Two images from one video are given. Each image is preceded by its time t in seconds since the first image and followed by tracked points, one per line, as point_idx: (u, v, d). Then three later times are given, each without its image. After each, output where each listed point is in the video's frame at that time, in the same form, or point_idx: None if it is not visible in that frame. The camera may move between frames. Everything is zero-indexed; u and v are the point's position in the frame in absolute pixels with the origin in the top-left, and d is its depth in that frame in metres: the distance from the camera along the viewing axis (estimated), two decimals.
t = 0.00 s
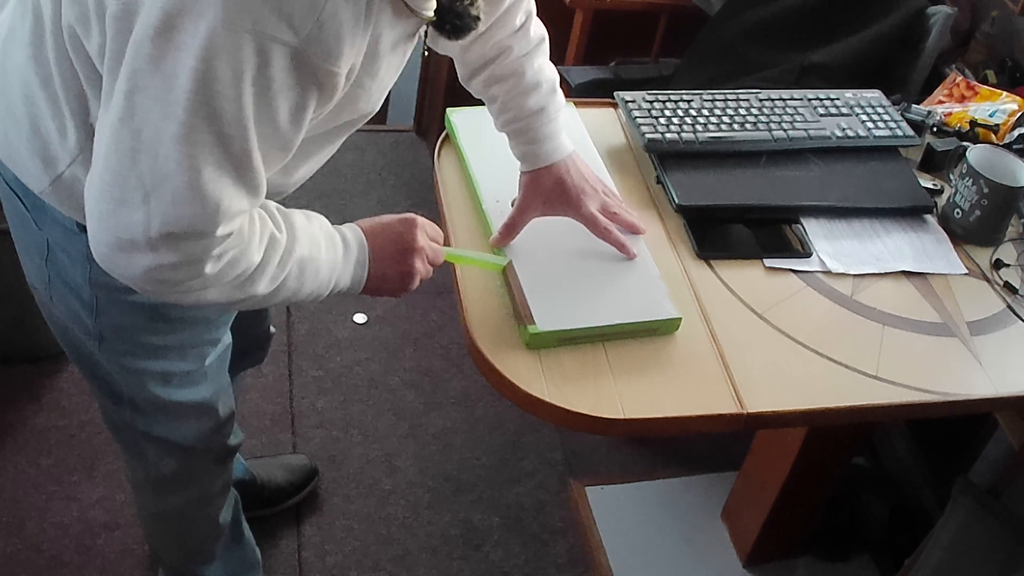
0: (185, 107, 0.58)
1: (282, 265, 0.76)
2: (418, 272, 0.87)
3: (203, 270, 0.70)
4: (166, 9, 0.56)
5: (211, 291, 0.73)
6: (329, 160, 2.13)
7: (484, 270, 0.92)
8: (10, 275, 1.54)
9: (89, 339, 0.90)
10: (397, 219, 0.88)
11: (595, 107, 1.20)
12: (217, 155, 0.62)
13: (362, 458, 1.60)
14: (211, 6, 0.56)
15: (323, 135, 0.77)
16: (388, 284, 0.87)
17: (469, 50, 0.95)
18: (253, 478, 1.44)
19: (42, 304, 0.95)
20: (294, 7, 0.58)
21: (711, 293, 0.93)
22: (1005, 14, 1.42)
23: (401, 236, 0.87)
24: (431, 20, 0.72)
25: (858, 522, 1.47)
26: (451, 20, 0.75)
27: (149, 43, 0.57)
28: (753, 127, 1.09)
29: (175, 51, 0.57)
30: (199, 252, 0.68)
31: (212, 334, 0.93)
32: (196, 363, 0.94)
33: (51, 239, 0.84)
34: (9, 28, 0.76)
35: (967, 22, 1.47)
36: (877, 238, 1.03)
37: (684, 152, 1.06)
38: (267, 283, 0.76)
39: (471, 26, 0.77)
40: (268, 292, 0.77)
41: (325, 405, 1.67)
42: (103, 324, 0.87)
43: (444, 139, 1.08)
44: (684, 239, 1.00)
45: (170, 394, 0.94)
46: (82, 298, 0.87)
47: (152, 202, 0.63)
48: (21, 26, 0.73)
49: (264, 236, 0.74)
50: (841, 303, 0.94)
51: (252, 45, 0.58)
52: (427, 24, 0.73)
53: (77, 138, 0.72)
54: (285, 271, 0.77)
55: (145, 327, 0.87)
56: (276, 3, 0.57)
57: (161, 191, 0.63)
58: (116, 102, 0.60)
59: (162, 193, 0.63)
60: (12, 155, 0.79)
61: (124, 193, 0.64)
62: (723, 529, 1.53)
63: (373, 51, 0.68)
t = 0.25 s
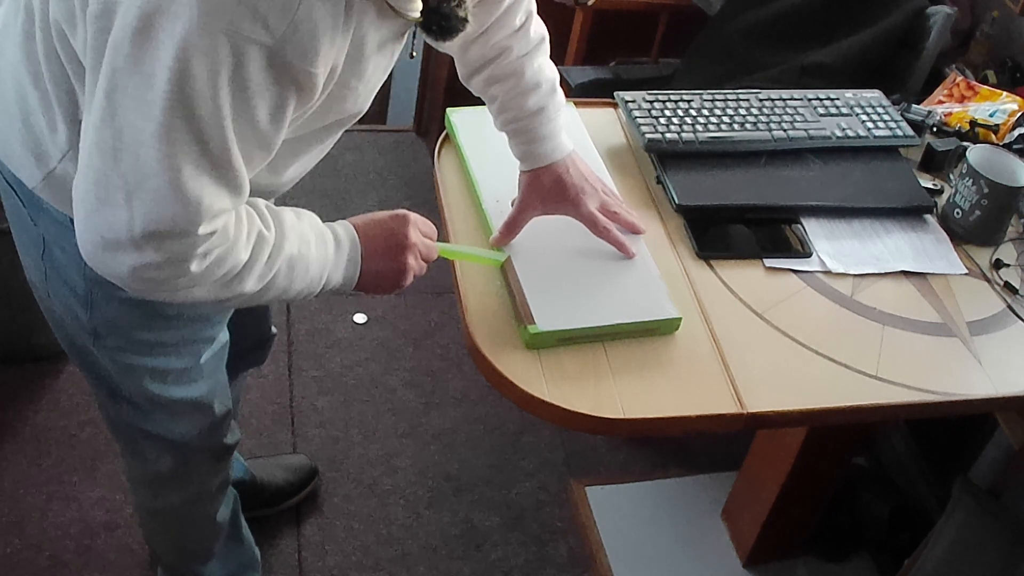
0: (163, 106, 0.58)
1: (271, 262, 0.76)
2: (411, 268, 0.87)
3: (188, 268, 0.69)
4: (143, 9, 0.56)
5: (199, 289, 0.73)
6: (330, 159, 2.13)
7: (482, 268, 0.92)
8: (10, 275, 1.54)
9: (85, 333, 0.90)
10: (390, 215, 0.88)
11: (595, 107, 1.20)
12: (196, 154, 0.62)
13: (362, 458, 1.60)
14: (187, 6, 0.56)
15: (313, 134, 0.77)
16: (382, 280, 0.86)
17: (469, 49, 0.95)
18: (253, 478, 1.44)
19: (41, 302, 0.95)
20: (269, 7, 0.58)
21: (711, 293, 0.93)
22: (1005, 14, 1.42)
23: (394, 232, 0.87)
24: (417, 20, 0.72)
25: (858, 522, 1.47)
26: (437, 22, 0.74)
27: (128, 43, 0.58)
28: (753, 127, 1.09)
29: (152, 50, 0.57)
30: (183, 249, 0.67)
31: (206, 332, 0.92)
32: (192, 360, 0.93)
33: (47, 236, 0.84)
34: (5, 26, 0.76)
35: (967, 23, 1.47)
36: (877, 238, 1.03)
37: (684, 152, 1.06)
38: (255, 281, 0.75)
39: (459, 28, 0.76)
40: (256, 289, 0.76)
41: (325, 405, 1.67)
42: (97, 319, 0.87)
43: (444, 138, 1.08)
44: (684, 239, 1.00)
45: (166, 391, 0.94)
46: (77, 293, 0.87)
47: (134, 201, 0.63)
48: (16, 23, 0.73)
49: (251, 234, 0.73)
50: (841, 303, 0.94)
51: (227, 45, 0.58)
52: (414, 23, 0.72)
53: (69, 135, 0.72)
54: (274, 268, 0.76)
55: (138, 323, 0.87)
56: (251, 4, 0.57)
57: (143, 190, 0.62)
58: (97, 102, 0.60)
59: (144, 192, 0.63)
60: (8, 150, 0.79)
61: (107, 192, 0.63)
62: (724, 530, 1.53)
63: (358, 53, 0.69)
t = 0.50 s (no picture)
0: (156, 101, 0.58)
1: (267, 256, 0.75)
2: (410, 261, 0.87)
3: (185, 263, 0.69)
4: (135, 3, 0.56)
5: (197, 284, 0.72)
6: (330, 160, 2.13)
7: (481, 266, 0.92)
8: (10, 275, 1.54)
9: (84, 334, 0.90)
10: (389, 208, 0.88)
11: (595, 107, 1.20)
12: (190, 149, 0.62)
13: (362, 458, 1.60)
14: None
15: (308, 131, 0.77)
16: (381, 275, 0.86)
17: (467, 47, 0.96)
18: (253, 478, 1.44)
19: (40, 302, 0.95)
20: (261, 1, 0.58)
21: (711, 293, 0.93)
22: (1005, 14, 1.42)
23: (393, 227, 0.87)
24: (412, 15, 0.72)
25: (858, 522, 1.47)
26: (430, 15, 0.75)
27: (121, 38, 0.58)
28: (753, 127, 1.09)
29: (145, 45, 0.57)
30: (179, 244, 0.67)
31: (206, 331, 0.92)
32: (192, 360, 0.94)
33: (46, 235, 0.84)
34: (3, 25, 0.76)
35: (967, 23, 1.47)
36: (877, 238, 1.03)
37: (684, 152, 1.06)
38: (252, 275, 0.75)
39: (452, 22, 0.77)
40: (254, 283, 0.76)
41: (325, 405, 1.67)
42: (97, 319, 0.87)
43: (444, 139, 1.08)
44: (684, 239, 1.00)
45: (167, 391, 0.94)
46: (77, 293, 0.87)
47: (128, 196, 0.63)
48: (13, 25, 0.73)
49: (247, 228, 0.73)
50: (841, 303, 0.94)
51: (221, 39, 0.58)
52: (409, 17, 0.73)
53: (65, 133, 0.72)
54: (271, 262, 0.76)
55: (139, 322, 0.87)
56: None
57: (138, 186, 0.62)
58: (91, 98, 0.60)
59: (139, 188, 0.62)
60: (6, 151, 0.79)
61: (103, 188, 0.63)
62: (724, 530, 1.53)
63: (352, 47, 0.69)
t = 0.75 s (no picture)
0: (153, 93, 0.58)
1: (263, 249, 0.76)
2: (403, 259, 0.87)
3: (181, 255, 0.69)
4: None
5: (192, 277, 0.72)
6: (330, 160, 2.13)
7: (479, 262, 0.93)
8: (10, 275, 1.54)
9: (85, 338, 0.90)
10: (385, 205, 0.87)
11: (595, 107, 1.20)
12: (188, 141, 0.62)
13: (362, 458, 1.60)
14: None
15: (305, 126, 0.77)
16: (374, 274, 0.86)
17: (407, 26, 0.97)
18: (253, 478, 1.44)
19: (40, 303, 0.95)
20: None
21: (711, 293, 0.93)
22: (1005, 14, 1.42)
23: (389, 223, 0.86)
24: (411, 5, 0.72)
25: (858, 521, 1.47)
26: (429, 6, 0.75)
27: (119, 30, 0.58)
28: (753, 127, 1.09)
29: (142, 37, 0.57)
30: (175, 237, 0.67)
31: (208, 332, 0.93)
32: (194, 362, 0.94)
33: (47, 237, 0.84)
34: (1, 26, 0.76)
35: (966, 23, 1.47)
36: (877, 238, 1.03)
37: (684, 152, 1.06)
38: (248, 269, 0.75)
39: (449, 12, 0.77)
40: (249, 277, 0.76)
41: (325, 405, 1.67)
42: (99, 322, 0.87)
43: (444, 138, 1.08)
44: (684, 239, 0.99)
45: (168, 394, 0.94)
46: (78, 297, 0.87)
47: (125, 188, 0.63)
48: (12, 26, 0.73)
49: (243, 221, 0.73)
50: (841, 303, 0.94)
51: (219, 31, 0.58)
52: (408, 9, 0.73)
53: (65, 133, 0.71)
54: (266, 256, 0.76)
55: (141, 324, 0.87)
56: None
57: (135, 178, 0.62)
58: (89, 91, 0.61)
59: (136, 180, 0.62)
60: (6, 154, 0.78)
61: (99, 180, 0.63)
62: (723, 530, 1.53)
63: (351, 39, 0.69)
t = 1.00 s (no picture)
0: (163, 75, 0.57)
1: (267, 243, 0.75)
2: (401, 259, 0.87)
3: (188, 245, 0.69)
4: None
5: (196, 268, 0.72)
6: (330, 160, 2.13)
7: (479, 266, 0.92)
8: (10, 275, 1.54)
9: (87, 343, 0.90)
10: (383, 204, 0.87)
11: (595, 107, 1.20)
12: (198, 124, 0.60)
13: (362, 458, 1.60)
14: None
15: (310, 114, 0.77)
16: (370, 274, 0.87)
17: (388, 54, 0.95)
18: (252, 478, 1.44)
19: (39, 310, 0.95)
20: None
21: (711, 292, 0.93)
22: (1005, 14, 1.42)
23: (386, 222, 0.86)
24: None
25: (858, 521, 1.47)
26: None
27: (125, 11, 0.56)
28: (753, 127, 1.09)
29: (151, 17, 0.56)
30: (183, 225, 0.66)
31: (211, 333, 0.93)
32: (198, 363, 0.94)
33: (48, 240, 0.84)
34: None
35: (966, 23, 1.47)
36: (877, 238, 1.03)
37: (684, 152, 1.06)
38: (252, 262, 0.75)
39: None
40: (253, 271, 0.76)
41: (325, 405, 1.67)
42: (103, 326, 0.87)
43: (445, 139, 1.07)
44: (684, 239, 0.99)
45: (172, 398, 0.94)
46: (80, 301, 0.86)
47: (132, 172, 0.62)
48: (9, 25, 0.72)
49: (249, 214, 0.73)
50: (841, 303, 0.94)
51: (231, 10, 0.56)
52: None
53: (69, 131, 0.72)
54: (270, 250, 0.76)
55: (145, 326, 0.87)
56: None
57: (143, 162, 0.61)
58: (94, 75, 0.59)
59: (144, 164, 0.61)
60: (8, 160, 0.78)
61: (106, 165, 0.62)
62: (723, 529, 1.53)
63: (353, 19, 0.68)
